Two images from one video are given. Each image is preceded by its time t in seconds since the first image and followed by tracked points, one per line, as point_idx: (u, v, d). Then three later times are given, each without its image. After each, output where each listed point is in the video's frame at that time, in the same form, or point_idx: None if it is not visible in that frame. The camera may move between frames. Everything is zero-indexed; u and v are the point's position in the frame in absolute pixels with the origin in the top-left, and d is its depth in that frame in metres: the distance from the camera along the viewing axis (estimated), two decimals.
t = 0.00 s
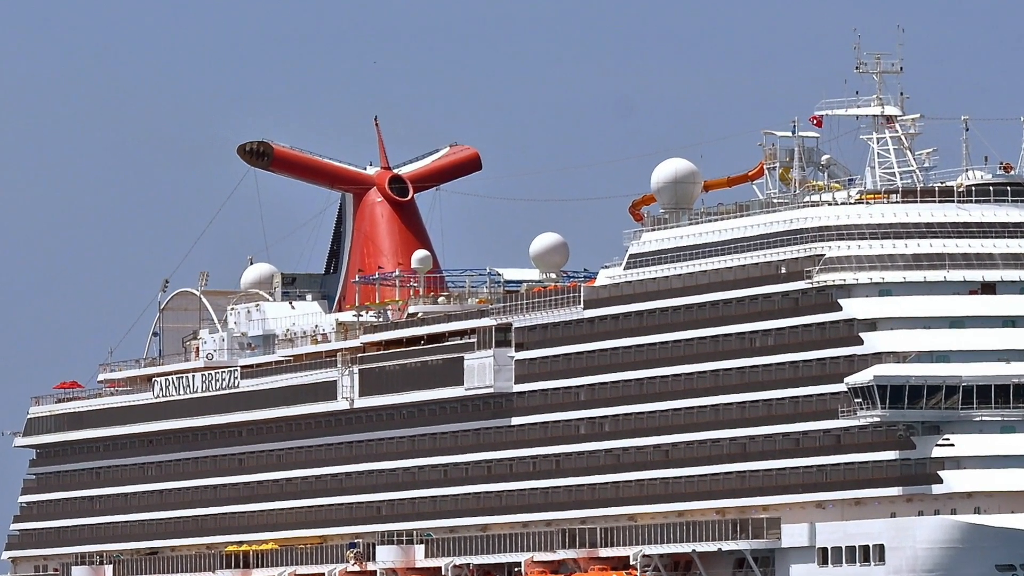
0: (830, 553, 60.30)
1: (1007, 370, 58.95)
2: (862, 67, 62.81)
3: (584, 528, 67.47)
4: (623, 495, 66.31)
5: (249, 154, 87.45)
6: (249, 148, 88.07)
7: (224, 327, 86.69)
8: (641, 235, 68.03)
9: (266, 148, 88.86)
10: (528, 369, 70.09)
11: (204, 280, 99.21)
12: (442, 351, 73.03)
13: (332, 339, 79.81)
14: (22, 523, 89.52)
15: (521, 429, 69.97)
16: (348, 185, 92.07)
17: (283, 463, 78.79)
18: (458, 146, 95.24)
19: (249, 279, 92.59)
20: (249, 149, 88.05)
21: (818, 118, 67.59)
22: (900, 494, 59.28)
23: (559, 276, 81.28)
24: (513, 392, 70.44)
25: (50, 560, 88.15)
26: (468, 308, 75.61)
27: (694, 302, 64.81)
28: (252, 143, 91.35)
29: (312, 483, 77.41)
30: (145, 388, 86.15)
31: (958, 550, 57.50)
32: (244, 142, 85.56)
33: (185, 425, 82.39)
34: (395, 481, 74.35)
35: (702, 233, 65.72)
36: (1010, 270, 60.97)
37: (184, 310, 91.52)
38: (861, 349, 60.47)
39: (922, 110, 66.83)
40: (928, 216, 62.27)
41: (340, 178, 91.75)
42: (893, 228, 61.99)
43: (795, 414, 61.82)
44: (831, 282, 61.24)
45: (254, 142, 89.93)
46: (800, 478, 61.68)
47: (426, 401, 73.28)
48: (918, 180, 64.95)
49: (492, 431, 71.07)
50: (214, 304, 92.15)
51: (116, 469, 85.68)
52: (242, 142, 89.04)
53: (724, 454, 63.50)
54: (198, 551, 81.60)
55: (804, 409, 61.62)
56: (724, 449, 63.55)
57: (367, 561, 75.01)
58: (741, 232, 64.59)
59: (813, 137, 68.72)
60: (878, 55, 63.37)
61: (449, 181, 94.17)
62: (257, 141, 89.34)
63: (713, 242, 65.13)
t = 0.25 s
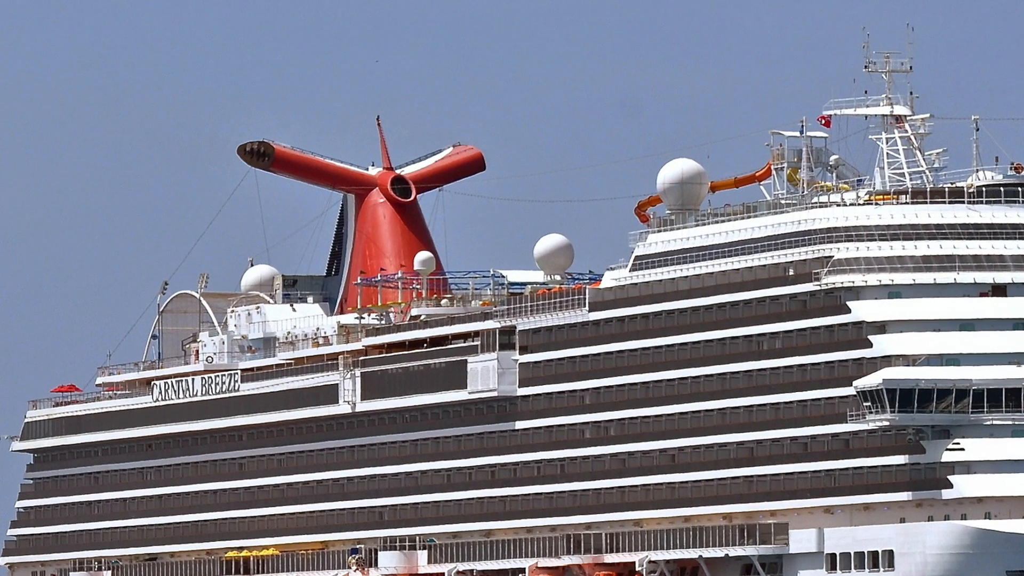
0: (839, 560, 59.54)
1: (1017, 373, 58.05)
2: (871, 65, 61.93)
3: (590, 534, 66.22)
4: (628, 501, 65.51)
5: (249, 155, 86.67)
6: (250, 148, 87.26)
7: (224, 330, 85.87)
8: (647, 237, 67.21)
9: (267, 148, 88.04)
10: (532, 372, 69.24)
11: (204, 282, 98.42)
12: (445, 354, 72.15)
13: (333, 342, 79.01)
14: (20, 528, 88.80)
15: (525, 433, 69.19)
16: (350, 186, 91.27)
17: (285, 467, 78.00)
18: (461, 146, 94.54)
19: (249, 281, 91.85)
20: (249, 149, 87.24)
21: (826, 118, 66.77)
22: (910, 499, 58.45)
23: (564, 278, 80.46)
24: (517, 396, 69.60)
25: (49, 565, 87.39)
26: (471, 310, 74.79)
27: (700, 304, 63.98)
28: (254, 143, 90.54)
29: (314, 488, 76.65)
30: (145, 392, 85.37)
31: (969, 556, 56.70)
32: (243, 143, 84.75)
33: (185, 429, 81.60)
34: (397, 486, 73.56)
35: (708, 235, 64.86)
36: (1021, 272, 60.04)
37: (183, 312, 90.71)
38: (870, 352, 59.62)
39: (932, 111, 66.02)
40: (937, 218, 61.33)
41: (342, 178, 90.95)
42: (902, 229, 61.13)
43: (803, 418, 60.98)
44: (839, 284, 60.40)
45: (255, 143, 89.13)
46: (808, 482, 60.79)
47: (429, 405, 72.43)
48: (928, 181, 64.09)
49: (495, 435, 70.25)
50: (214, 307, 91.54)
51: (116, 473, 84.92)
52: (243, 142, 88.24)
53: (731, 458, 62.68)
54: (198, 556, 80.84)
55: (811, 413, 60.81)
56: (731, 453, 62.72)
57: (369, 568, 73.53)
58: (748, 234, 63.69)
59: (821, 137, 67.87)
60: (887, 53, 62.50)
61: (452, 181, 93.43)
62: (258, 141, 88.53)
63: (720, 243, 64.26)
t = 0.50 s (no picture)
0: (848, 565, 58.67)
1: None
2: (881, 65, 61.03)
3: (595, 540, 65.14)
4: (633, 506, 64.78)
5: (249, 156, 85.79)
6: (250, 149, 86.39)
7: (223, 333, 84.85)
8: (653, 239, 66.37)
9: (267, 148, 87.16)
10: (536, 376, 68.38)
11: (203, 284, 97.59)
12: (449, 357, 71.29)
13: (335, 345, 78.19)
14: (17, 533, 88.06)
15: (529, 437, 68.34)
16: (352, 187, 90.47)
17: (285, 472, 77.18)
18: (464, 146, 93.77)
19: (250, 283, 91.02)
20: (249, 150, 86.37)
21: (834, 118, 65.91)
22: (919, 504, 57.64)
23: (568, 280, 79.61)
24: (521, 400, 68.79)
25: (46, 571, 86.60)
26: (474, 313, 73.95)
27: (708, 307, 63.12)
28: (255, 143, 89.68)
29: (315, 493, 75.84)
30: (144, 396, 84.55)
31: (980, 562, 55.81)
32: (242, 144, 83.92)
33: (185, 434, 80.78)
34: (400, 491, 72.77)
35: (715, 236, 64.01)
36: None
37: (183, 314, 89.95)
38: (879, 355, 58.79)
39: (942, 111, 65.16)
40: (948, 219, 60.47)
41: (344, 179, 90.14)
42: (913, 231, 60.26)
43: (811, 423, 60.14)
44: (848, 286, 59.53)
45: (255, 144, 88.27)
46: (815, 487, 60.01)
47: (432, 409, 71.59)
48: (938, 182, 63.23)
49: (499, 439, 69.41)
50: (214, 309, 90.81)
51: (114, 478, 84.13)
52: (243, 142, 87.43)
53: (738, 463, 61.84)
54: (197, 562, 80.06)
55: (819, 417, 59.97)
56: (738, 458, 61.88)
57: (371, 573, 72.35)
58: (755, 235, 62.82)
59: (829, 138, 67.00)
60: (896, 53, 61.60)
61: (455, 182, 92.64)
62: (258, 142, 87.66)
63: (727, 245, 63.41)
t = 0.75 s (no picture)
0: (857, 570, 57.76)
1: None
2: (891, 64, 60.12)
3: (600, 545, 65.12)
4: (640, 511, 63.91)
5: (250, 156, 84.81)
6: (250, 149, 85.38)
7: (224, 335, 84.02)
8: (660, 240, 65.51)
9: (268, 148, 86.16)
10: (540, 379, 67.54)
11: (202, 285, 96.73)
12: (452, 360, 70.45)
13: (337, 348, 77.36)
14: (14, 539, 87.21)
15: (534, 441, 67.52)
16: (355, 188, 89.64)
17: (286, 477, 76.39)
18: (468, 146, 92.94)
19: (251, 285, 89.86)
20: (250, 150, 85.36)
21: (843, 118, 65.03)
22: (929, 510, 56.78)
23: (573, 281, 78.77)
24: (525, 404, 67.99)
25: None
26: (477, 315, 73.09)
27: (715, 310, 62.27)
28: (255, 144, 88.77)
29: (316, 498, 75.02)
30: (143, 400, 83.71)
31: (992, 569, 54.98)
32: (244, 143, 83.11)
33: (185, 438, 79.96)
34: (402, 496, 71.95)
35: (722, 238, 63.14)
36: None
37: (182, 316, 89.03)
38: (889, 358, 57.91)
39: (952, 110, 64.30)
40: (958, 220, 59.57)
41: (346, 180, 89.29)
42: (923, 232, 59.37)
43: (819, 426, 59.28)
44: (857, 288, 58.64)
45: (256, 145, 87.34)
46: (824, 492, 59.17)
47: (435, 413, 70.76)
48: (948, 183, 62.35)
49: (504, 444, 68.59)
50: (215, 312, 90.00)
51: (113, 483, 83.30)
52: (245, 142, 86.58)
53: (745, 468, 61.03)
54: (196, 568, 79.27)
55: (828, 422, 59.12)
56: (745, 463, 61.06)
57: None
58: (763, 236, 61.97)
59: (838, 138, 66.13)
60: (906, 51, 60.70)
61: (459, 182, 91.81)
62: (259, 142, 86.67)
63: (734, 247, 62.56)
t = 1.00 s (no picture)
0: None
1: None
2: (901, 62, 59.28)
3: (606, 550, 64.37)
4: (646, 517, 63.07)
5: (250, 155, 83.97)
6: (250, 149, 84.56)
7: (224, 338, 83.23)
8: (666, 242, 64.68)
9: (268, 149, 85.34)
10: (545, 383, 66.72)
11: (202, 288, 95.92)
12: (455, 364, 69.63)
13: (338, 351, 76.56)
14: (12, 545, 86.34)
15: (539, 446, 66.69)
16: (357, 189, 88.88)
17: (287, 482, 75.58)
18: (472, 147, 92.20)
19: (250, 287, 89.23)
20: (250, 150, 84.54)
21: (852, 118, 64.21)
22: (940, 515, 55.92)
23: (579, 284, 77.95)
24: (530, 408, 67.10)
25: None
26: (481, 318, 72.28)
27: (722, 312, 61.43)
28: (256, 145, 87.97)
29: (318, 503, 74.23)
30: (142, 404, 82.88)
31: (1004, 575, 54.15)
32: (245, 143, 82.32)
33: (185, 443, 79.14)
34: (404, 501, 71.14)
35: (729, 239, 62.31)
36: None
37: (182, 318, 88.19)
38: (898, 362, 57.06)
39: (963, 110, 63.49)
40: (969, 221, 58.74)
41: (348, 180, 88.46)
42: (933, 234, 58.53)
43: (828, 431, 58.46)
44: (866, 291, 57.80)
45: (257, 145, 86.52)
46: (833, 498, 58.29)
47: (438, 417, 69.94)
48: (958, 183, 61.52)
49: (508, 448, 67.75)
50: (215, 314, 89.20)
51: (111, 488, 82.47)
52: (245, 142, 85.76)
53: (753, 473, 60.20)
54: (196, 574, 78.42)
55: (837, 426, 58.28)
56: (753, 467, 60.23)
57: None
58: (770, 238, 61.12)
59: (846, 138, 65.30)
60: (916, 50, 59.87)
61: (463, 183, 91.06)
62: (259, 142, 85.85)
63: (742, 248, 61.71)
